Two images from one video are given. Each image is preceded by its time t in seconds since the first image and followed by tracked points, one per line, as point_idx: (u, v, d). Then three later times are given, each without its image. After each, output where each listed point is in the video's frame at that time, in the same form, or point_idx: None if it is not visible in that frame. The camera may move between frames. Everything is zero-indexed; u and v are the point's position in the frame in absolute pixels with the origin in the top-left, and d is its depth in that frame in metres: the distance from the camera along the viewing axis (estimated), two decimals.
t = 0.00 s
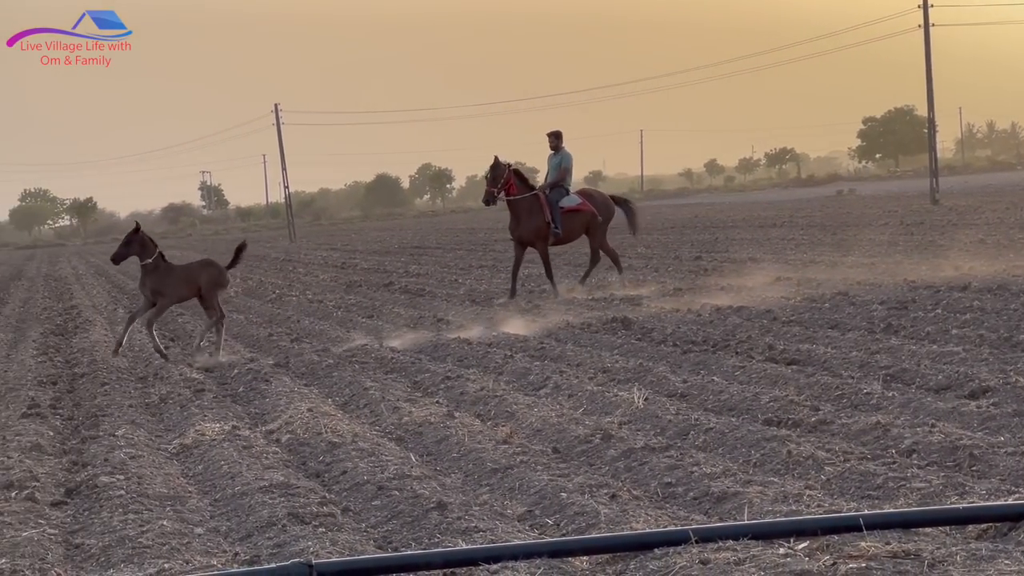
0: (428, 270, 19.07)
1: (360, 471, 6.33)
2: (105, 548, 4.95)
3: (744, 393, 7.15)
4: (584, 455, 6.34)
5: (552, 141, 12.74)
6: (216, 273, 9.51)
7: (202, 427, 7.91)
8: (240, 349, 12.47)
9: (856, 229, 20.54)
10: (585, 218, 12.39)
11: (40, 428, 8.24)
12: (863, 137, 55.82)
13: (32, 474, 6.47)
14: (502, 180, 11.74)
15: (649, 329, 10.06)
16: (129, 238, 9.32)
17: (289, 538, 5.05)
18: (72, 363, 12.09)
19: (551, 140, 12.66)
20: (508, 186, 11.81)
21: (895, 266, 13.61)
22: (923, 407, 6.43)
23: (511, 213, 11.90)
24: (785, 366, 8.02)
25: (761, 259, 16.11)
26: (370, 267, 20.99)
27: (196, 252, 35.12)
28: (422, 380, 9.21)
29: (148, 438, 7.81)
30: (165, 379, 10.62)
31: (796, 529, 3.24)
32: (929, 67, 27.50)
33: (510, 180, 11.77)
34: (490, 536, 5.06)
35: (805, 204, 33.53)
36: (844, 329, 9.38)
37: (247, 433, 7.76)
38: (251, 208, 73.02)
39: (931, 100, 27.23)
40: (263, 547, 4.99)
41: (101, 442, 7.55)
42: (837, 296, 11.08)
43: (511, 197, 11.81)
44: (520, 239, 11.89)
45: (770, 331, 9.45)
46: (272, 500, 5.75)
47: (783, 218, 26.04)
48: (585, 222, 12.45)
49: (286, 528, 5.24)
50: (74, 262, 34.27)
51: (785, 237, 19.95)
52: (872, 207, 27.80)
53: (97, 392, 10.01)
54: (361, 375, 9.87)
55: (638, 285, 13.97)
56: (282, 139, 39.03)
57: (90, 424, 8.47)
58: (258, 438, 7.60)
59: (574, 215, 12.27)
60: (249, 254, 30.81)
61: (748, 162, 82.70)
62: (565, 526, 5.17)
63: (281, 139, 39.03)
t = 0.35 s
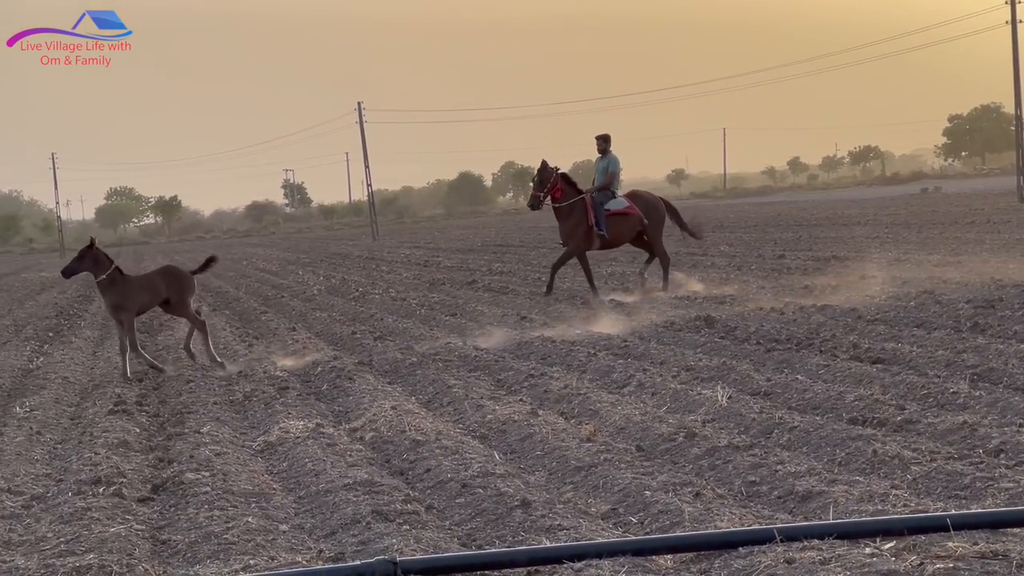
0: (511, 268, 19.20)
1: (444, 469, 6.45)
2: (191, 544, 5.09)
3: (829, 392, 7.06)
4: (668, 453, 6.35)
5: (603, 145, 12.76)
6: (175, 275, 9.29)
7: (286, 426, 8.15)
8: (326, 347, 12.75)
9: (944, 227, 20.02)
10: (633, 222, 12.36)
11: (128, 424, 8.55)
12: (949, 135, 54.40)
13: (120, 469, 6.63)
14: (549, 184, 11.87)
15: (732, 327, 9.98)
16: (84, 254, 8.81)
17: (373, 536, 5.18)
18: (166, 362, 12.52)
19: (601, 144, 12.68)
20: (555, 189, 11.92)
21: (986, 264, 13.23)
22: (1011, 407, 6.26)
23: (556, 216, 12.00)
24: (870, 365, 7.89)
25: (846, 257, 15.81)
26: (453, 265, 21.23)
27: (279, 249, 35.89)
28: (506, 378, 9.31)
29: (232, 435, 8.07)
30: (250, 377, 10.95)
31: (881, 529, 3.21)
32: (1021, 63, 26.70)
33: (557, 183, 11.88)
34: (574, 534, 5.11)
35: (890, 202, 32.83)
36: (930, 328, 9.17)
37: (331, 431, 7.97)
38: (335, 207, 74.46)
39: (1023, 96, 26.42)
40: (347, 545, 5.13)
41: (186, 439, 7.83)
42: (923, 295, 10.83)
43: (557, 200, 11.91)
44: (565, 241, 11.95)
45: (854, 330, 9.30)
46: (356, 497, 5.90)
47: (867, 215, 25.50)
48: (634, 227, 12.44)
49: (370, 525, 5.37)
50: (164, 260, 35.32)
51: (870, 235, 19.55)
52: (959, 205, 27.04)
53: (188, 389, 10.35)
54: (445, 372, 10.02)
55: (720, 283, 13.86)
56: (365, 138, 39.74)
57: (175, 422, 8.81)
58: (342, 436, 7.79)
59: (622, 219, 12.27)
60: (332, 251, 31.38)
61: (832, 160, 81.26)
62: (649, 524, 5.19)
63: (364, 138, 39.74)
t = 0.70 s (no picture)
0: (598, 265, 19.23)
1: (533, 466, 6.55)
2: (282, 540, 5.26)
3: (920, 389, 6.94)
4: (758, 451, 6.32)
5: (655, 147, 12.75)
6: (150, 292, 8.83)
7: (376, 422, 8.36)
8: (416, 344, 12.98)
9: None
10: (685, 224, 12.28)
11: (221, 420, 8.87)
12: None
13: (211, 465, 6.88)
14: (600, 184, 12.00)
15: (822, 324, 9.85)
16: (56, 269, 8.79)
17: (464, 532, 5.30)
18: (261, 359, 12.91)
19: (653, 145, 12.64)
20: (606, 190, 12.02)
21: None
22: None
23: (607, 217, 12.08)
24: (963, 363, 7.72)
25: (941, 253, 15.43)
26: (541, 262, 21.37)
27: (367, 247, 36.54)
28: (595, 375, 9.37)
29: (323, 432, 8.30)
30: (341, 374, 11.24)
31: (976, 529, 3.20)
32: None
33: (607, 183, 11.98)
34: (664, 531, 5.15)
35: (986, 198, 31.93)
36: None
37: (421, 428, 8.14)
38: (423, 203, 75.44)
39: None
40: (438, 541, 5.25)
41: (277, 435, 8.10)
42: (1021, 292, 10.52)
43: (608, 200, 12.00)
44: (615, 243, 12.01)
45: (947, 327, 9.09)
46: (446, 494, 6.04)
47: (960, 212, 24.85)
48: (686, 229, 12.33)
49: (461, 522, 5.50)
50: (256, 257, 36.26)
51: (966, 232, 19.04)
52: None
53: (282, 386, 10.67)
54: (535, 369, 10.11)
55: (810, 281, 13.66)
56: (453, 136, 40.22)
57: (266, 417, 9.12)
58: (432, 432, 7.96)
59: (674, 221, 12.18)
60: (419, 248, 31.84)
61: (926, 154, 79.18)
62: (740, 522, 5.19)
63: (452, 136, 40.23)
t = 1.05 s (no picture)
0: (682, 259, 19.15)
1: (618, 460, 6.60)
2: (368, 533, 5.41)
3: (1012, 386, 6.79)
4: (845, 446, 6.27)
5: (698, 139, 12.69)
6: (123, 293, 9.12)
7: (462, 416, 8.52)
8: (500, 338, 13.12)
9: None
10: (734, 215, 12.26)
11: (308, 413, 9.14)
12: None
13: (298, 458, 7.12)
14: (645, 180, 11.88)
15: (911, 320, 9.67)
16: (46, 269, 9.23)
17: (548, 526, 5.39)
18: (347, 352, 13.22)
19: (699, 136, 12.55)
20: (651, 185, 11.90)
21: None
22: None
23: (655, 213, 11.96)
24: None
25: None
26: (625, 256, 21.34)
27: (449, 241, 36.92)
28: (680, 369, 9.36)
29: (408, 425, 8.49)
30: (426, 368, 11.45)
31: None
32: None
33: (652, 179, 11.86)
34: (750, 527, 5.16)
35: None
36: None
37: (506, 421, 8.27)
38: (506, 198, 75.84)
39: None
40: (523, 535, 5.35)
41: (363, 428, 8.31)
42: None
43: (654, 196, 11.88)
44: (665, 238, 11.88)
45: None
46: (530, 488, 6.14)
47: None
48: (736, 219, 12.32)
49: (545, 516, 5.59)
50: (342, 251, 36.94)
51: None
52: None
53: (368, 379, 10.91)
54: (619, 364, 10.15)
55: (899, 276, 13.39)
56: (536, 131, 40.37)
57: (351, 410, 9.37)
58: (517, 426, 8.08)
59: (724, 212, 12.17)
60: (500, 242, 32.05)
61: None
62: (826, 518, 5.17)
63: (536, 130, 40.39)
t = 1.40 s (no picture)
0: (764, 252, 18.94)
1: (701, 453, 6.62)
2: (451, 524, 5.55)
3: None
4: (931, 441, 6.19)
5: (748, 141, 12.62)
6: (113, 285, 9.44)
7: (544, 407, 8.62)
8: (581, 330, 13.18)
9: None
10: (776, 216, 12.00)
11: (392, 404, 9.35)
12: None
13: (381, 448, 7.30)
14: (687, 176, 11.97)
15: (1001, 313, 9.45)
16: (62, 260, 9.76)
17: (632, 518, 5.45)
18: (430, 343, 13.43)
19: (742, 136, 12.47)
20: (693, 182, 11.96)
21: None
22: None
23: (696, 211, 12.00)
24: None
25: None
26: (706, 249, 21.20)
27: (528, 233, 37.06)
28: (763, 362, 9.31)
29: (491, 416, 8.63)
30: (509, 359, 11.58)
31: None
32: None
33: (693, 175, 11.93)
34: (836, 521, 5.15)
35: None
36: None
37: (589, 413, 8.35)
38: (586, 189, 75.73)
39: None
40: (607, 526, 5.43)
41: (447, 419, 8.47)
42: None
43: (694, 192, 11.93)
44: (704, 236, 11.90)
45: None
46: (614, 479, 6.21)
47: None
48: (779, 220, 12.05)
49: (629, 508, 5.65)
50: (423, 242, 37.36)
51: None
52: None
53: (451, 370, 11.09)
54: (701, 356, 10.13)
55: (990, 268, 13.07)
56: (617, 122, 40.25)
57: (435, 401, 9.55)
58: (600, 417, 8.14)
59: (766, 212, 11.94)
60: (580, 234, 32.04)
61: None
62: (913, 513, 5.14)
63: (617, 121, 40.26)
